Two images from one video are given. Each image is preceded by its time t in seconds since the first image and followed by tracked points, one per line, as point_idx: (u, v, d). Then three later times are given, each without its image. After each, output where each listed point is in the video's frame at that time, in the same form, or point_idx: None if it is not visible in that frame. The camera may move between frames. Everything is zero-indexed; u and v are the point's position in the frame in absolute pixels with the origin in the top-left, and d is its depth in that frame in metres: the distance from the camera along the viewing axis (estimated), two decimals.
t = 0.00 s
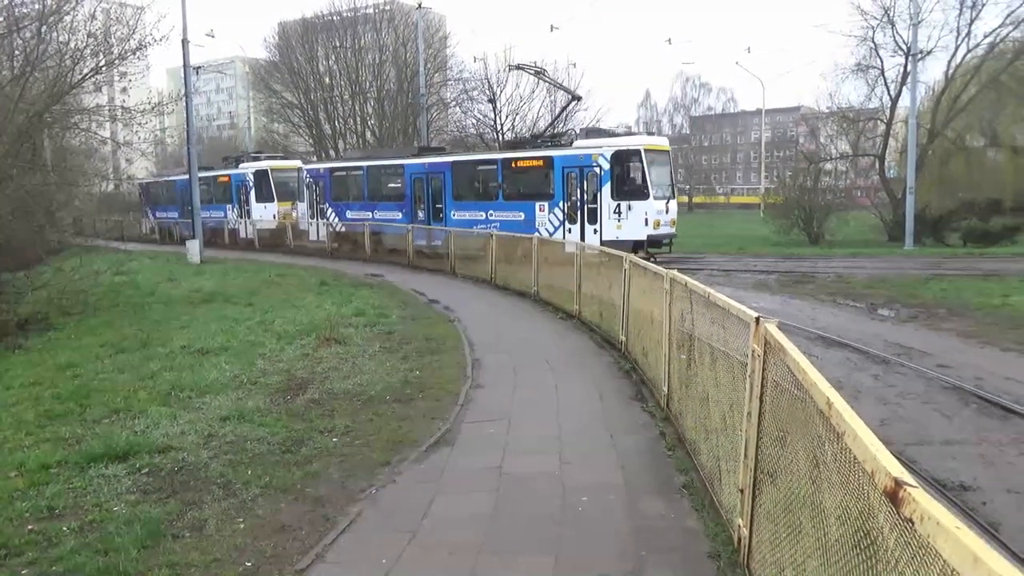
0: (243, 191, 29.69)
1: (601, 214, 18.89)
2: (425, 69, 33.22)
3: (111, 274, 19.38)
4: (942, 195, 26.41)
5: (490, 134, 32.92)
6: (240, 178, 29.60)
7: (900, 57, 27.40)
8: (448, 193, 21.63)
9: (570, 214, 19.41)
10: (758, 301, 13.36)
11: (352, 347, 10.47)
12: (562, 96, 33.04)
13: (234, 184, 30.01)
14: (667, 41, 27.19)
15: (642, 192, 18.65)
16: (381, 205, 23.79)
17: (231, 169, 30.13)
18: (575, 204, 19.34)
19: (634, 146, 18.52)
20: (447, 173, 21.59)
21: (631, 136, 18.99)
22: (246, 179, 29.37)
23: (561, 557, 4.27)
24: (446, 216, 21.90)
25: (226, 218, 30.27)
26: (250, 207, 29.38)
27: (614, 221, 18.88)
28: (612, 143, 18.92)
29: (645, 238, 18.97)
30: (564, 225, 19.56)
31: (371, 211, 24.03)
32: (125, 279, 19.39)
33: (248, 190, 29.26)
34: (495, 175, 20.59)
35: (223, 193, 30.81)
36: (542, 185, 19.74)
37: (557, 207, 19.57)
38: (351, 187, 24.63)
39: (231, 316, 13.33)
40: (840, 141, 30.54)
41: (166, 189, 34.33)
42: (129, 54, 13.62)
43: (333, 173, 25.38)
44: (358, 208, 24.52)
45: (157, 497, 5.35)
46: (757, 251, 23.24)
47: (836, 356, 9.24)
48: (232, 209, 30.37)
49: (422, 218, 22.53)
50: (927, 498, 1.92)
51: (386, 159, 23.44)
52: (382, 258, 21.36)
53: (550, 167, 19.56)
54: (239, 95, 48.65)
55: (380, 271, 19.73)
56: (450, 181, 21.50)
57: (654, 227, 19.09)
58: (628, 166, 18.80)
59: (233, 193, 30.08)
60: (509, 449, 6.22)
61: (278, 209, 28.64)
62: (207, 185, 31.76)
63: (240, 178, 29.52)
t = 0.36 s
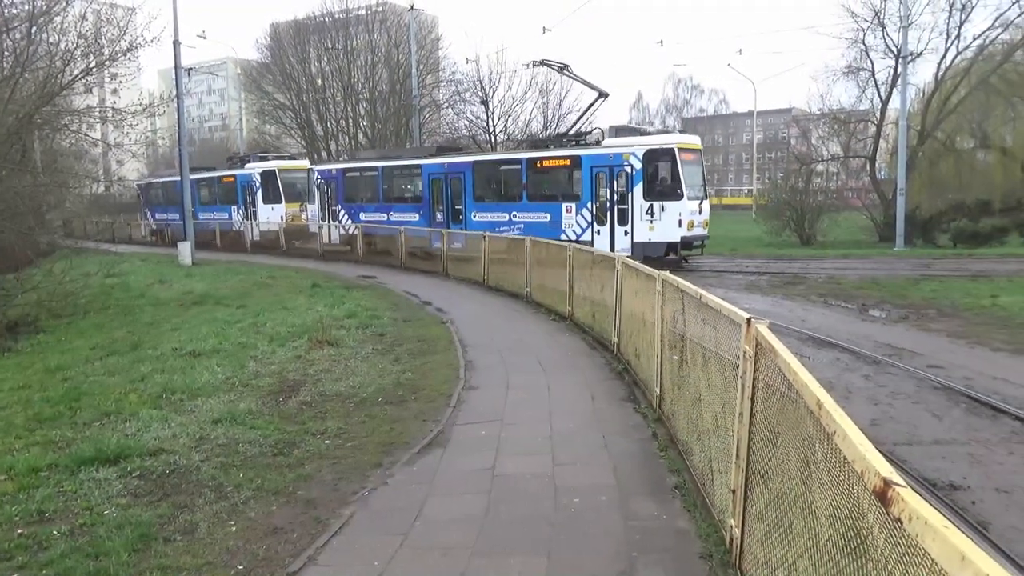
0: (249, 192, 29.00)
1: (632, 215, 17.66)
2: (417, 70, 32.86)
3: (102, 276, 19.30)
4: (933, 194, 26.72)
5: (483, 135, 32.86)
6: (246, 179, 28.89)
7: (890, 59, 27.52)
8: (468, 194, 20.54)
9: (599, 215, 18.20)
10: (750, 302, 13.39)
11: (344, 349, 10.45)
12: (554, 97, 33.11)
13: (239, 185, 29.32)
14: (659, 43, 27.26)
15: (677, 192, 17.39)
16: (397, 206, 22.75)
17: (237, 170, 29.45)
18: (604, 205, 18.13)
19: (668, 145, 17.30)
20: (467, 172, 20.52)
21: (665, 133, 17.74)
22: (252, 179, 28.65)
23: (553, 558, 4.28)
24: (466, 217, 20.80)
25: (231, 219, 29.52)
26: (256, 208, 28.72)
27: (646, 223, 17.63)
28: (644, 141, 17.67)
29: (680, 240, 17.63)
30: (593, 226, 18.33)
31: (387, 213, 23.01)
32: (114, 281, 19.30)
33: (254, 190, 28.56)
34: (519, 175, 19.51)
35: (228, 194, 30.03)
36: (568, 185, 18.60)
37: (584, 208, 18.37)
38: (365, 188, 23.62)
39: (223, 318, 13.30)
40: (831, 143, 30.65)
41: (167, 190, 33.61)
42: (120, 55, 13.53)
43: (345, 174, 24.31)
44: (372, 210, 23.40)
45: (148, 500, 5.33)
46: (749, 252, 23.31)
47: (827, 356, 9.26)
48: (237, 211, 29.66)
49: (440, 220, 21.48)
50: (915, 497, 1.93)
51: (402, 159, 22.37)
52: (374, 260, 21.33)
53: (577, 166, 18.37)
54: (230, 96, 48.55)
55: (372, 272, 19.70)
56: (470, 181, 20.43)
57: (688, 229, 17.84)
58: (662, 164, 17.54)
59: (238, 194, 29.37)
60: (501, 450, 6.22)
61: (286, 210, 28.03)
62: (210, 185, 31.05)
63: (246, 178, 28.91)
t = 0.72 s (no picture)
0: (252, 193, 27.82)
1: (664, 215, 16.94)
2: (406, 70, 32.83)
3: (87, 279, 19.17)
4: (917, 195, 27.21)
5: (472, 138, 33.48)
6: (249, 179, 27.70)
7: (876, 62, 27.73)
8: (487, 195, 19.89)
9: (629, 215, 17.45)
10: (737, 304, 13.45)
11: (332, 351, 10.42)
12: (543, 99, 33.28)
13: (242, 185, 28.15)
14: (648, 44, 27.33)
15: (711, 192, 16.74)
16: (411, 207, 21.92)
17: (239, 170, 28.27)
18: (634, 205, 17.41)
19: (701, 142, 16.69)
20: (487, 172, 19.85)
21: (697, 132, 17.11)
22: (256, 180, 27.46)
23: (541, 559, 4.28)
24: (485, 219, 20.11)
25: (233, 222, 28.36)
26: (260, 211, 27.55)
27: (678, 223, 16.94)
28: (676, 139, 17.01)
29: (713, 241, 16.96)
30: (622, 227, 17.57)
31: (400, 215, 22.19)
32: (100, 284, 19.15)
33: (258, 192, 27.37)
34: (542, 175, 18.87)
35: (230, 195, 28.80)
36: (594, 185, 17.89)
37: (613, 208, 17.61)
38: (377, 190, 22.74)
39: (209, 321, 13.23)
40: (818, 144, 30.81)
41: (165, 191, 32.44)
42: (106, 57, 13.40)
43: (354, 175, 23.52)
44: (384, 212, 22.61)
45: (134, 504, 5.29)
46: (736, 253, 23.43)
47: (813, 357, 9.32)
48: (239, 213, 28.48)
49: (458, 222, 20.73)
50: (896, 496, 1.95)
51: (415, 159, 21.63)
52: (362, 262, 21.27)
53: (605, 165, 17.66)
54: (218, 98, 48.33)
55: (360, 274, 19.65)
56: (490, 181, 19.77)
57: (721, 230, 17.14)
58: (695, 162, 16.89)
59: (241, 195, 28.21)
60: (489, 452, 6.22)
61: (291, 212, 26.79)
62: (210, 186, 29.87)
63: (249, 179, 27.59)
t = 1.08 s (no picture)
0: (253, 194, 26.62)
1: (697, 218, 16.55)
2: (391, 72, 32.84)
3: (67, 281, 18.96)
4: (898, 198, 27.60)
5: (456, 140, 33.50)
6: (250, 180, 26.53)
7: (857, 65, 28.01)
8: (506, 196, 19.39)
9: (658, 217, 17.11)
10: (721, 305, 13.51)
11: (316, 354, 10.37)
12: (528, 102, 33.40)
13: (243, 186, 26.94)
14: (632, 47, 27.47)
15: (745, 193, 16.37)
16: (424, 209, 21.34)
17: (239, 170, 27.08)
18: (663, 207, 17.05)
19: (736, 142, 16.31)
20: (505, 173, 19.36)
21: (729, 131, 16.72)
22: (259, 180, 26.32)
23: (525, 561, 4.29)
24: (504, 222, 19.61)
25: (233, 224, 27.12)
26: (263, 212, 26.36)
27: (711, 225, 16.57)
28: (709, 138, 16.62)
29: (748, 243, 16.58)
30: (650, 229, 17.22)
31: (412, 217, 21.60)
32: (80, 287, 18.96)
33: (260, 192, 26.30)
34: (564, 176, 18.43)
35: (229, 197, 27.58)
36: (622, 186, 17.48)
37: (642, 210, 17.25)
38: (388, 191, 22.15)
39: (191, 324, 13.11)
40: (801, 148, 31.05)
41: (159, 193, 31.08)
42: (87, 56, 13.48)
43: (364, 177, 22.88)
44: (396, 214, 22.00)
45: (115, 509, 5.24)
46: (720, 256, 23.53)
47: (796, 358, 9.39)
48: (240, 215, 27.20)
49: (475, 224, 20.21)
50: (875, 497, 1.96)
51: (429, 160, 21.08)
52: (347, 264, 21.18)
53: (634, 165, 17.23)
54: (201, 99, 48.07)
55: (344, 277, 19.56)
56: (509, 182, 19.29)
57: (755, 232, 16.78)
58: (728, 163, 16.53)
59: (242, 197, 27.01)
60: (474, 455, 6.21)
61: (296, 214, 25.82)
62: (207, 188, 28.57)
63: (251, 179, 26.49)
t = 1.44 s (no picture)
0: (261, 195, 26.12)
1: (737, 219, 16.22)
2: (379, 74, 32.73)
3: (52, 284, 18.80)
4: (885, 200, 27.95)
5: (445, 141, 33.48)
6: (257, 180, 26.02)
7: (843, 68, 28.19)
8: (532, 196, 18.72)
9: (696, 218, 16.71)
10: (709, 307, 13.55)
11: (304, 356, 10.32)
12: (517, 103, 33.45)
13: (249, 187, 26.40)
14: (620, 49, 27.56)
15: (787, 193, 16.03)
16: (444, 210, 20.41)
17: (244, 171, 26.56)
18: (700, 207, 16.65)
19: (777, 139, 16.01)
20: (531, 173, 18.74)
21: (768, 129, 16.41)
22: (267, 181, 25.84)
23: (514, 563, 4.29)
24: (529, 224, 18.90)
25: (239, 226, 26.52)
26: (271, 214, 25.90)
27: (751, 226, 16.24)
28: (748, 136, 16.32)
29: (789, 244, 16.22)
30: (687, 230, 16.83)
31: (430, 219, 20.64)
32: (66, 289, 18.81)
33: (268, 194, 25.87)
34: (593, 176, 17.89)
35: (234, 198, 26.99)
36: (657, 186, 17.04)
37: (677, 211, 16.83)
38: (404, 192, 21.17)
39: (178, 326, 13.03)
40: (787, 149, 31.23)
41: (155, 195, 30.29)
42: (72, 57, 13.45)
43: (375, 177, 21.82)
44: (411, 216, 21.08)
45: (99, 513, 5.20)
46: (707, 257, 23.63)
47: (783, 359, 9.44)
48: (246, 217, 26.63)
49: (498, 225, 19.43)
50: (860, 497, 1.98)
51: (447, 160, 20.27)
52: (336, 266, 21.10)
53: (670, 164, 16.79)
54: (187, 100, 47.79)
55: (333, 279, 19.49)
56: (535, 182, 18.65)
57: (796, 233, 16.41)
58: (768, 162, 16.21)
59: (248, 198, 26.45)
60: (462, 457, 6.20)
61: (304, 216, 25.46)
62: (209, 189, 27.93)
63: (258, 181, 25.98)
